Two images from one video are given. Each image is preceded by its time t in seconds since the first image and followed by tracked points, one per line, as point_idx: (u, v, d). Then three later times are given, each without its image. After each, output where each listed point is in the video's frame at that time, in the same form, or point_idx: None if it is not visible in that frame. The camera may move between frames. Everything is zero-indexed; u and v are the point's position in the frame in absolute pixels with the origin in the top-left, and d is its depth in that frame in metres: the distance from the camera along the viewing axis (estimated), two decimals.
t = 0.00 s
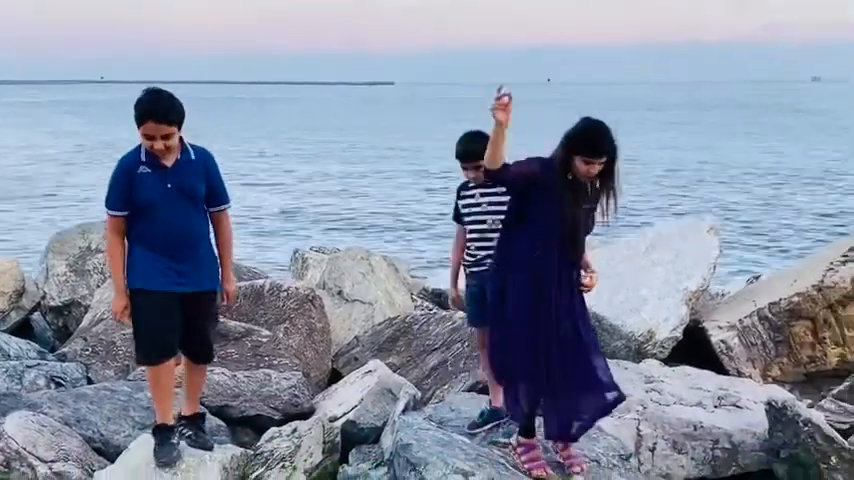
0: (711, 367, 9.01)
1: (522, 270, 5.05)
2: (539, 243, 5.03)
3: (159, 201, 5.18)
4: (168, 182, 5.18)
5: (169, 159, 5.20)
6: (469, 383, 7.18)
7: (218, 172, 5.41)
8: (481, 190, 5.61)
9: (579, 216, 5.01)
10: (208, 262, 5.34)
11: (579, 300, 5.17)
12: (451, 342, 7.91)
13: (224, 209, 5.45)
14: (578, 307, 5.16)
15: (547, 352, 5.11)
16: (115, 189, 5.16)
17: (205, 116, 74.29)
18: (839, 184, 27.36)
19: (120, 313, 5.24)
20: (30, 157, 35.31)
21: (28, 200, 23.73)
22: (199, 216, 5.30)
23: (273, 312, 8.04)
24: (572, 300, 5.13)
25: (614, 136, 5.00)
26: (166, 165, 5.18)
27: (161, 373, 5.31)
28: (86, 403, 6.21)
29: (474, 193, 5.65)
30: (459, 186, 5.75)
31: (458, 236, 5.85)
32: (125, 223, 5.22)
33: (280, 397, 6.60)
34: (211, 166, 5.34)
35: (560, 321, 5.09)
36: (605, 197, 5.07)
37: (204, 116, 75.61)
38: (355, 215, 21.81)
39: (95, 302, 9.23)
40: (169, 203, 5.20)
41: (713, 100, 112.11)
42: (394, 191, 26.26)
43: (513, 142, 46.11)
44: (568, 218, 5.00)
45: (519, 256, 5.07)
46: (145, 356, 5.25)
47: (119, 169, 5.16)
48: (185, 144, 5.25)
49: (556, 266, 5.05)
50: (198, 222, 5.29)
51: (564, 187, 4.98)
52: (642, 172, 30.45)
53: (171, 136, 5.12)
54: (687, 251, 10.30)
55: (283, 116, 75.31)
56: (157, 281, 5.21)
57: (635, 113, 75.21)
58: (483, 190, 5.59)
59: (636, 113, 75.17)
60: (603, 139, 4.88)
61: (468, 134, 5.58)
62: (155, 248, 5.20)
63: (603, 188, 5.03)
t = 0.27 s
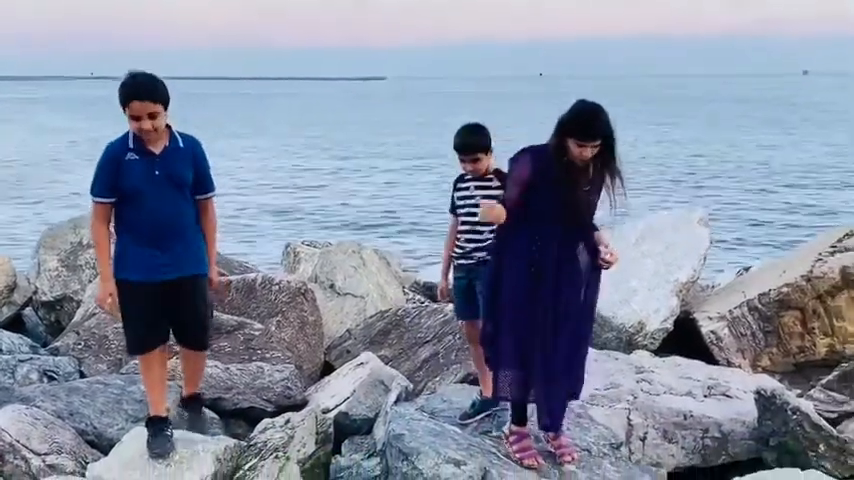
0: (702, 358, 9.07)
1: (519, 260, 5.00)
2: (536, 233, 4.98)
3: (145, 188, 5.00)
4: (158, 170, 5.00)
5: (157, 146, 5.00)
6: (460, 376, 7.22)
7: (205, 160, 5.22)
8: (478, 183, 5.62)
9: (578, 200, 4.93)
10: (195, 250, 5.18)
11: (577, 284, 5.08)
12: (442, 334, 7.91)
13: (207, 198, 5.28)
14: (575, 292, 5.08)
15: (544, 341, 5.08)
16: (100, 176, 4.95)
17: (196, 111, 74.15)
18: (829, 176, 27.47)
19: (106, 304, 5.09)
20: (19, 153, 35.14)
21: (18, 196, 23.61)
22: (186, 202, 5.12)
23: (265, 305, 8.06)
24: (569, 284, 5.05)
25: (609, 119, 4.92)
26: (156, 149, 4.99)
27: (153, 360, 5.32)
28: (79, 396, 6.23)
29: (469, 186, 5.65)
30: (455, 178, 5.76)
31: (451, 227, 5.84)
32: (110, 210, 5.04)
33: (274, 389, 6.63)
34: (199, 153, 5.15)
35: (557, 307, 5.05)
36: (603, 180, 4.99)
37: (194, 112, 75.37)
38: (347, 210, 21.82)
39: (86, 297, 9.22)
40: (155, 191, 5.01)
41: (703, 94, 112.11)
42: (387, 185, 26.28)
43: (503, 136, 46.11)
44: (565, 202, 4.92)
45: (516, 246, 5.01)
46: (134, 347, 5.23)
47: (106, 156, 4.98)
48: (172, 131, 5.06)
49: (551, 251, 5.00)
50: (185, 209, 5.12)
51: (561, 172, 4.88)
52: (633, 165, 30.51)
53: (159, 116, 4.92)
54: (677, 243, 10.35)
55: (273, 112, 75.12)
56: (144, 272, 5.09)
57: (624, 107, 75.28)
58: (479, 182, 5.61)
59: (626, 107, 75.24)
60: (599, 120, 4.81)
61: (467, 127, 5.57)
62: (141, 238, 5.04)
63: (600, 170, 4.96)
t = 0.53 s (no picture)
0: (694, 350, 9.14)
1: (515, 258, 5.02)
2: (529, 229, 5.01)
3: (142, 183, 5.02)
4: (155, 163, 5.01)
5: (155, 137, 5.04)
6: (456, 369, 7.28)
7: (205, 155, 5.20)
8: (477, 176, 5.68)
9: (570, 197, 4.97)
10: (191, 247, 5.15)
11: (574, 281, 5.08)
12: (437, 328, 7.96)
13: (208, 194, 5.24)
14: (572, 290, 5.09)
15: (542, 340, 5.05)
16: (100, 169, 5.01)
17: (189, 108, 74.07)
18: (821, 170, 27.57)
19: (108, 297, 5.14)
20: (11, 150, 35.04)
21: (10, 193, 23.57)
22: (184, 199, 5.11)
23: (261, 299, 8.10)
24: (567, 282, 5.05)
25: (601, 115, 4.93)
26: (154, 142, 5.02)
27: (148, 355, 5.33)
28: (77, 390, 6.27)
29: (467, 179, 5.71)
30: (453, 172, 5.82)
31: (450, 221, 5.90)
32: (110, 203, 5.08)
33: (270, 382, 6.68)
34: (199, 148, 5.16)
35: (555, 306, 5.04)
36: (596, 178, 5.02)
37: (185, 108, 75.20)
38: (342, 206, 21.85)
39: (82, 292, 9.26)
40: (152, 187, 5.03)
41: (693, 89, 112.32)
42: (381, 181, 26.32)
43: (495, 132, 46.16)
44: (558, 199, 4.95)
45: (512, 244, 5.04)
46: (130, 340, 5.24)
47: (105, 151, 5.02)
48: (171, 124, 5.08)
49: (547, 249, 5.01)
50: (183, 206, 5.10)
51: (552, 170, 4.93)
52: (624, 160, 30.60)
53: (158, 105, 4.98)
54: (670, 236, 10.42)
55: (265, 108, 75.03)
56: (140, 269, 5.09)
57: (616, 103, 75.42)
58: (477, 175, 5.67)
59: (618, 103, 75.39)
60: (589, 117, 4.83)
61: (468, 118, 5.63)
62: (136, 234, 5.06)
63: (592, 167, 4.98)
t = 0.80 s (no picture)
0: (688, 342, 9.21)
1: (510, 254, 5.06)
2: (519, 224, 5.05)
3: (141, 176, 5.05)
4: (156, 156, 5.04)
5: (160, 131, 5.07)
6: (453, 362, 7.34)
7: (210, 150, 5.19)
8: (474, 170, 5.72)
9: (559, 190, 4.99)
10: (190, 241, 5.15)
11: (568, 276, 5.10)
12: (434, 321, 8.01)
13: (213, 189, 5.22)
14: (567, 285, 5.10)
15: (538, 335, 5.07)
16: (104, 161, 5.08)
17: (181, 103, 73.94)
18: (814, 165, 27.69)
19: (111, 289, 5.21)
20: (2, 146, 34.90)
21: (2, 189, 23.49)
22: (184, 194, 5.11)
23: (258, 293, 8.14)
24: (562, 277, 5.07)
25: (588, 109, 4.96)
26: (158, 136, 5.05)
27: (149, 350, 5.35)
28: (77, 384, 6.29)
29: (464, 173, 5.76)
30: (450, 167, 5.86)
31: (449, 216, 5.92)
32: (115, 197, 5.14)
33: (268, 376, 6.72)
34: (205, 144, 5.15)
35: (551, 301, 5.05)
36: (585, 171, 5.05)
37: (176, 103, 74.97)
38: (337, 201, 21.87)
39: (78, 287, 9.26)
40: (151, 181, 5.05)
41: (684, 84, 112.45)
42: (375, 176, 26.35)
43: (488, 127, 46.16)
44: (549, 193, 4.98)
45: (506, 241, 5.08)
46: (130, 332, 5.26)
47: (109, 144, 5.09)
48: (177, 118, 5.10)
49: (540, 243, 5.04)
50: (182, 199, 5.10)
51: (539, 164, 4.95)
52: (617, 155, 30.65)
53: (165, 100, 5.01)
54: (663, 229, 10.48)
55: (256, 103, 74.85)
56: (138, 263, 5.12)
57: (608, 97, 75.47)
58: (474, 169, 5.71)
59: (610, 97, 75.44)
60: (576, 111, 4.87)
61: (463, 112, 5.63)
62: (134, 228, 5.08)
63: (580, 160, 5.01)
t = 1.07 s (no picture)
0: (683, 337, 9.29)
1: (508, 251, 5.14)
2: (515, 222, 5.12)
3: (147, 171, 5.13)
4: (162, 151, 5.10)
5: (167, 129, 5.12)
6: (452, 356, 7.41)
7: (218, 148, 5.22)
8: (473, 166, 5.78)
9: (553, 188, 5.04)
10: (192, 237, 5.19)
11: (566, 273, 5.14)
12: (432, 315, 8.07)
13: (221, 186, 5.23)
14: (566, 282, 5.14)
15: (536, 331, 5.14)
16: (116, 155, 5.21)
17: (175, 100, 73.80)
18: (809, 162, 27.79)
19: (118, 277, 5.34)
20: None
21: None
22: (188, 191, 5.15)
23: (257, 289, 8.20)
24: (559, 274, 5.12)
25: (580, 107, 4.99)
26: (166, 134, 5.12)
27: (154, 344, 5.44)
28: (78, 378, 6.34)
29: (462, 170, 5.82)
30: (447, 163, 5.92)
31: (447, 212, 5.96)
32: (125, 191, 5.25)
33: (268, 370, 6.78)
34: (212, 142, 5.19)
35: (547, 298, 5.11)
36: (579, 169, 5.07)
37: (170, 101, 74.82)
38: (333, 198, 21.91)
39: (77, 283, 9.30)
40: (155, 176, 5.12)
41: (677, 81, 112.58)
42: (371, 173, 26.39)
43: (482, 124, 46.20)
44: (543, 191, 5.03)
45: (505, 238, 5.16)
46: (134, 325, 5.36)
47: (120, 139, 5.20)
48: (186, 115, 5.15)
49: (535, 241, 5.10)
50: (184, 195, 5.14)
51: (532, 163, 5.01)
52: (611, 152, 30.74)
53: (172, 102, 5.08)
54: (658, 225, 10.57)
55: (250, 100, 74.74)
56: (141, 259, 5.20)
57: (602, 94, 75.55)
58: (473, 165, 5.78)
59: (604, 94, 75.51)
60: (567, 109, 4.90)
61: (459, 111, 5.69)
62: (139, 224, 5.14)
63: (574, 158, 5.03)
